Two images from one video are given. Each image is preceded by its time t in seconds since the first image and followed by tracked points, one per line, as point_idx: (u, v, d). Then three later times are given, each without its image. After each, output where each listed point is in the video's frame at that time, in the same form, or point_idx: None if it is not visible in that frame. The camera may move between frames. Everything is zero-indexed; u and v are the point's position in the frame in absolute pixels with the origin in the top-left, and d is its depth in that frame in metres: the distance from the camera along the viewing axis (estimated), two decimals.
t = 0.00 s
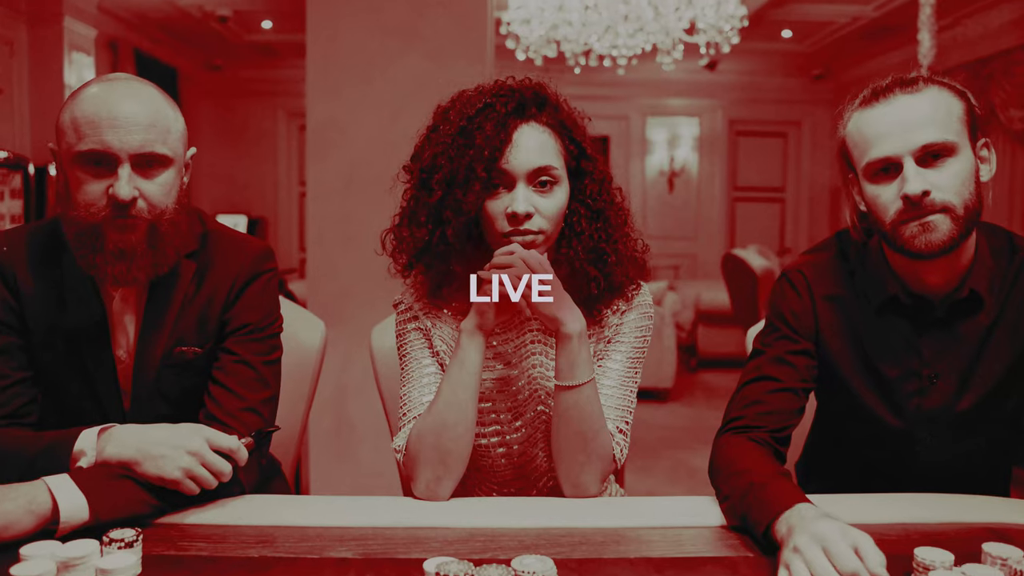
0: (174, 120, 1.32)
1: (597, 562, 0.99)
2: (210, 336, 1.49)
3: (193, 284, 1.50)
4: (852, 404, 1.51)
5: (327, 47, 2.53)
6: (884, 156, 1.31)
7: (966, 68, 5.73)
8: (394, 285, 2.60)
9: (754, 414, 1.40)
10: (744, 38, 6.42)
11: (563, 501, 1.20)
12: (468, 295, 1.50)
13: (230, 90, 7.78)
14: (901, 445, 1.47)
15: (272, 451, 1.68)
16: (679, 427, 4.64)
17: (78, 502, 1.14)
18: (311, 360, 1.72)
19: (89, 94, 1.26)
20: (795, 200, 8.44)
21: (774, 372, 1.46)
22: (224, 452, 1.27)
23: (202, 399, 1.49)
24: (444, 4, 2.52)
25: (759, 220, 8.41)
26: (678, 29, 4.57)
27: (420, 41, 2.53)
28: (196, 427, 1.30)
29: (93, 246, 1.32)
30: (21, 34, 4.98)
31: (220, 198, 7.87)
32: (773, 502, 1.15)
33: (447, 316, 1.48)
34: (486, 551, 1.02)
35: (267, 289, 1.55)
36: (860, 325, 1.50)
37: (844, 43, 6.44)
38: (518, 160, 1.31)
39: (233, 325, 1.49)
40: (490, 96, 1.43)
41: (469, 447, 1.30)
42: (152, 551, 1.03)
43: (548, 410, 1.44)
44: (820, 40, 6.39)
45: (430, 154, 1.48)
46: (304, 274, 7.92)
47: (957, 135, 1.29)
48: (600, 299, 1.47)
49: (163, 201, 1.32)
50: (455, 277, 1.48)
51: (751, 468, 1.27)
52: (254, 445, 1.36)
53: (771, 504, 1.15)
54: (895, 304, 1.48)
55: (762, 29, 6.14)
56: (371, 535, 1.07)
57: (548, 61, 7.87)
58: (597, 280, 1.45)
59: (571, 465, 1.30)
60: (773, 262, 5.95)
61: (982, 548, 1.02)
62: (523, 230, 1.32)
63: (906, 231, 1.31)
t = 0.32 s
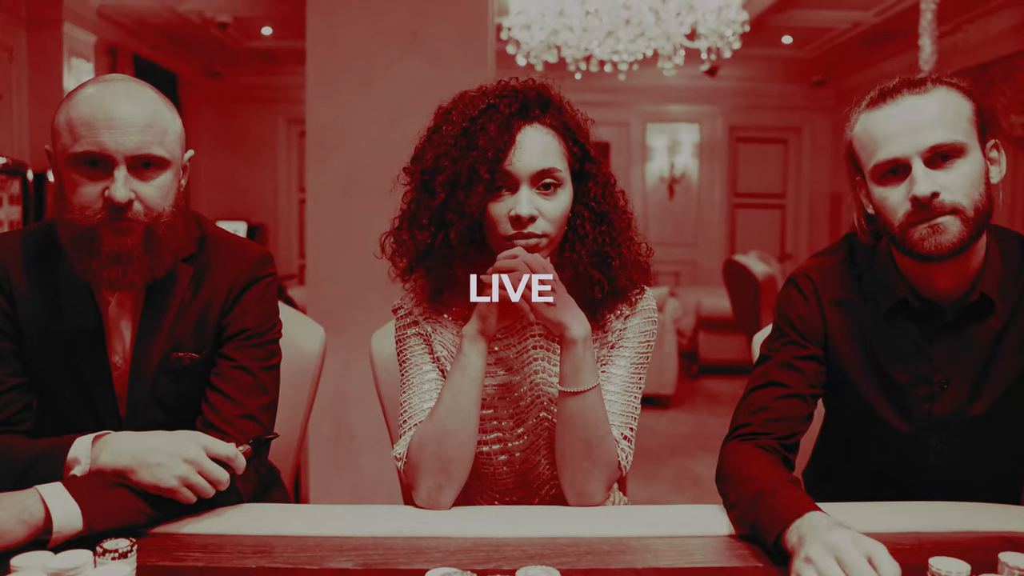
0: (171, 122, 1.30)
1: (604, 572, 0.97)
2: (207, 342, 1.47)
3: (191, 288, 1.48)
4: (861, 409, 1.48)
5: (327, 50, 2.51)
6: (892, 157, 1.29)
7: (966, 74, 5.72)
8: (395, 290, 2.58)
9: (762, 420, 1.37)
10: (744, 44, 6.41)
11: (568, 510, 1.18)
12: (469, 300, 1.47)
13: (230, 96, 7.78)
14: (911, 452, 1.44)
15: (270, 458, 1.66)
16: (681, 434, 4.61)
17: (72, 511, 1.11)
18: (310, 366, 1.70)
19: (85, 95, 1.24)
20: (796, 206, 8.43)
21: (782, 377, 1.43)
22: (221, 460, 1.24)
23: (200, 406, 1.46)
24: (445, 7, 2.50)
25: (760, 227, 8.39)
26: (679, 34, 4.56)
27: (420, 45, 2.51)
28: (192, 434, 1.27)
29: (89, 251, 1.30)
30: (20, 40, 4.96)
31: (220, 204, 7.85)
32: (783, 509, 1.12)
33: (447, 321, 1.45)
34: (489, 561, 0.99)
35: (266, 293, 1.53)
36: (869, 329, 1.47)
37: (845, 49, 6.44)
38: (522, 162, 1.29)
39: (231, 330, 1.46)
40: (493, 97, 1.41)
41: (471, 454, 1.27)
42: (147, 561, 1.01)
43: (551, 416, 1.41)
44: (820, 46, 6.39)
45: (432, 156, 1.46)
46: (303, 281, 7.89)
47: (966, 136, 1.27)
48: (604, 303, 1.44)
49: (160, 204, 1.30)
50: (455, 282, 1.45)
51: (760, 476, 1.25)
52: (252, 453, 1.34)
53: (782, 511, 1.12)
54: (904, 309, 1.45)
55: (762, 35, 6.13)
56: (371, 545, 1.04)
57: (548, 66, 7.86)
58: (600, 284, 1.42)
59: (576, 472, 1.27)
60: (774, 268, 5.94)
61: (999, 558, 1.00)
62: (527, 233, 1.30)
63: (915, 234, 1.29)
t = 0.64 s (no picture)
0: (168, 122, 1.28)
1: None
2: (204, 347, 1.44)
3: (187, 292, 1.45)
4: (869, 416, 1.45)
5: (326, 54, 2.49)
6: (901, 157, 1.27)
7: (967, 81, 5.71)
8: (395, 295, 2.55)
9: (769, 427, 1.35)
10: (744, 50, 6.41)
11: (572, 518, 1.15)
12: (470, 304, 1.44)
13: (230, 102, 7.77)
14: (921, 460, 1.41)
15: (268, 465, 1.63)
16: (682, 442, 4.57)
17: (64, 520, 1.08)
18: (309, 372, 1.67)
19: (80, 94, 1.22)
20: (796, 213, 8.42)
21: (789, 383, 1.41)
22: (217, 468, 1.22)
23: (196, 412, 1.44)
24: (445, 10, 2.49)
25: (760, 233, 8.38)
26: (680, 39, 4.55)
27: (421, 48, 2.49)
28: (188, 440, 1.25)
29: (83, 253, 1.28)
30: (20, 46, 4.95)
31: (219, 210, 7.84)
32: (792, 519, 1.10)
33: (448, 325, 1.43)
34: (492, 571, 0.96)
35: (264, 297, 1.50)
36: (877, 334, 1.45)
37: (845, 55, 6.43)
38: (525, 164, 1.27)
39: (228, 335, 1.44)
40: (495, 98, 1.39)
41: (473, 461, 1.25)
42: (140, 572, 0.97)
43: (554, 423, 1.37)
44: (820, 53, 6.38)
45: (434, 157, 1.43)
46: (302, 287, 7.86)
47: (976, 135, 1.24)
48: (608, 308, 1.41)
49: (156, 205, 1.28)
50: (456, 285, 1.42)
51: (768, 484, 1.22)
52: (249, 460, 1.31)
53: (792, 521, 1.10)
54: (913, 313, 1.42)
55: (762, 41, 6.12)
56: (371, 555, 1.01)
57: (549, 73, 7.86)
58: (604, 288, 1.40)
59: (581, 480, 1.24)
60: (776, 274, 5.91)
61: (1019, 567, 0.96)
62: (530, 237, 1.28)
63: (925, 235, 1.26)
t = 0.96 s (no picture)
0: (164, 123, 1.26)
1: None
2: (201, 351, 1.42)
3: (183, 296, 1.43)
4: (878, 421, 1.42)
5: (326, 57, 2.48)
6: (907, 157, 1.24)
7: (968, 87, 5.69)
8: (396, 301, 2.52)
9: (777, 433, 1.32)
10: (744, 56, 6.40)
11: (576, 527, 1.12)
12: (472, 307, 1.42)
13: (230, 108, 7.76)
14: (931, 466, 1.39)
15: (266, 472, 1.61)
16: (683, 448, 4.53)
17: (56, 527, 1.06)
18: (307, 377, 1.64)
19: (73, 93, 1.20)
20: (797, 219, 8.40)
21: (797, 389, 1.39)
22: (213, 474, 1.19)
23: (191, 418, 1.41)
24: (446, 13, 2.47)
25: (761, 239, 8.36)
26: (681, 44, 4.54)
27: (421, 51, 2.48)
28: (183, 447, 1.22)
29: (77, 254, 1.25)
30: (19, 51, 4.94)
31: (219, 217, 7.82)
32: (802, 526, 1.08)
33: (449, 329, 1.40)
34: None
35: (263, 301, 1.47)
36: (885, 338, 1.42)
37: (846, 61, 6.42)
38: (528, 164, 1.25)
39: (225, 339, 1.41)
40: (497, 97, 1.37)
41: (475, 468, 1.22)
42: None
43: (557, 429, 1.35)
44: (820, 59, 6.37)
45: (435, 157, 1.41)
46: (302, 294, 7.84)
47: (984, 134, 1.22)
48: (612, 311, 1.38)
49: (151, 206, 1.26)
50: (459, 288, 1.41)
51: (777, 491, 1.19)
52: (246, 466, 1.28)
53: (801, 528, 1.07)
54: (921, 316, 1.39)
55: (762, 47, 6.11)
56: (371, 564, 0.98)
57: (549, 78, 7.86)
58: (608, 291, 1.38)
59: (585, 487, 1.22)
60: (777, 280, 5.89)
61: None
62: (532, 238, 1.26)
63: (933, 235, 1.23)
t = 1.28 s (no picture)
0: (161, 123, 1.24)
1: None
2: (197, 356, 1.39)
3: (179, 299, 1.40)
4: (887, 426, 1.40)
5: (326, 60, 2.46)
6: (916, 158, 1.22)
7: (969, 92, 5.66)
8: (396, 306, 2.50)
9: (784, 439, 1.30)
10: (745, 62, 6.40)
11: (580, 535, 1.09)
12: (473, 310, 1.40)
13: (230, 114, 7.76)
14: (939, 471, 1.36)
15: (263, 479, 1.58)
16: (685, 455, 4.50)
17: (48, 535, 1.04)
18: (306, 383, 1.62)
19: (68, 93, 1.18)
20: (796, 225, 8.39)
21: (805, 394, 1.36)
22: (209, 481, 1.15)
23: (187, 424, 1.38)
24: (446, 15, 2.45)
25: (761, 245, 8.34)
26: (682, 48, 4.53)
27: (421, 55, 2.45)
28: (179, 453, 1.19)
29: (71, 257, 1.23)
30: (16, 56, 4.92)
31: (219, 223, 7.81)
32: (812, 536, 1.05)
33: (451, 333, 1.37)
34: None
35: (260, 305, 1.45)
36: (895, 342, 1.40)
37: (846, 67, 6.41)
38: (530, 164, 1.23)
39: (222, 344, 1.38)
40: (500, 96, 1.35)
41: (477, 474, 1.19)
42: None
43: (561, 435, 1.32)
44: (821, 64, 6.37)
45: (436, 158, 1.39)
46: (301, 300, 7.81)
47: (995, 133, 1.20)
48: (616, 314, 1.36)
49: (147, 208, 1.23)
50: (460, 292, 1.39)
51: (786, 498, 1.16)
52: (243, 473, 1.26)
53: (811, 538, 1.05)
54: (932, 318, 1.37)
55: (763, 53, 6.10)
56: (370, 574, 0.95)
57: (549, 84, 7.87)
58: (612, 294, 1.35)
59: (588, 494, 1.19)
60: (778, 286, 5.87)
61: None
62: (535, 239, 1.24)
63: (945, 237, 1.21)
